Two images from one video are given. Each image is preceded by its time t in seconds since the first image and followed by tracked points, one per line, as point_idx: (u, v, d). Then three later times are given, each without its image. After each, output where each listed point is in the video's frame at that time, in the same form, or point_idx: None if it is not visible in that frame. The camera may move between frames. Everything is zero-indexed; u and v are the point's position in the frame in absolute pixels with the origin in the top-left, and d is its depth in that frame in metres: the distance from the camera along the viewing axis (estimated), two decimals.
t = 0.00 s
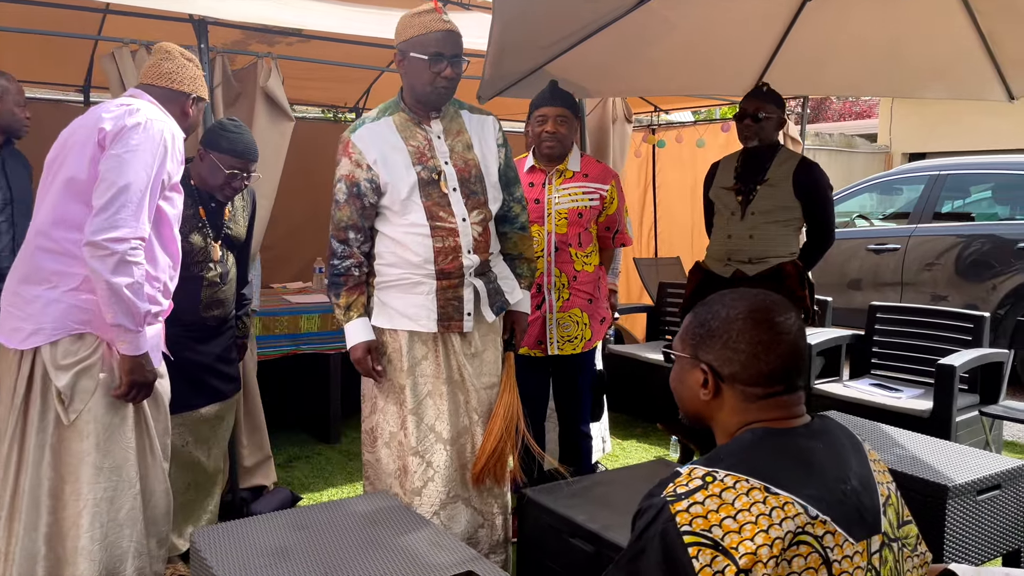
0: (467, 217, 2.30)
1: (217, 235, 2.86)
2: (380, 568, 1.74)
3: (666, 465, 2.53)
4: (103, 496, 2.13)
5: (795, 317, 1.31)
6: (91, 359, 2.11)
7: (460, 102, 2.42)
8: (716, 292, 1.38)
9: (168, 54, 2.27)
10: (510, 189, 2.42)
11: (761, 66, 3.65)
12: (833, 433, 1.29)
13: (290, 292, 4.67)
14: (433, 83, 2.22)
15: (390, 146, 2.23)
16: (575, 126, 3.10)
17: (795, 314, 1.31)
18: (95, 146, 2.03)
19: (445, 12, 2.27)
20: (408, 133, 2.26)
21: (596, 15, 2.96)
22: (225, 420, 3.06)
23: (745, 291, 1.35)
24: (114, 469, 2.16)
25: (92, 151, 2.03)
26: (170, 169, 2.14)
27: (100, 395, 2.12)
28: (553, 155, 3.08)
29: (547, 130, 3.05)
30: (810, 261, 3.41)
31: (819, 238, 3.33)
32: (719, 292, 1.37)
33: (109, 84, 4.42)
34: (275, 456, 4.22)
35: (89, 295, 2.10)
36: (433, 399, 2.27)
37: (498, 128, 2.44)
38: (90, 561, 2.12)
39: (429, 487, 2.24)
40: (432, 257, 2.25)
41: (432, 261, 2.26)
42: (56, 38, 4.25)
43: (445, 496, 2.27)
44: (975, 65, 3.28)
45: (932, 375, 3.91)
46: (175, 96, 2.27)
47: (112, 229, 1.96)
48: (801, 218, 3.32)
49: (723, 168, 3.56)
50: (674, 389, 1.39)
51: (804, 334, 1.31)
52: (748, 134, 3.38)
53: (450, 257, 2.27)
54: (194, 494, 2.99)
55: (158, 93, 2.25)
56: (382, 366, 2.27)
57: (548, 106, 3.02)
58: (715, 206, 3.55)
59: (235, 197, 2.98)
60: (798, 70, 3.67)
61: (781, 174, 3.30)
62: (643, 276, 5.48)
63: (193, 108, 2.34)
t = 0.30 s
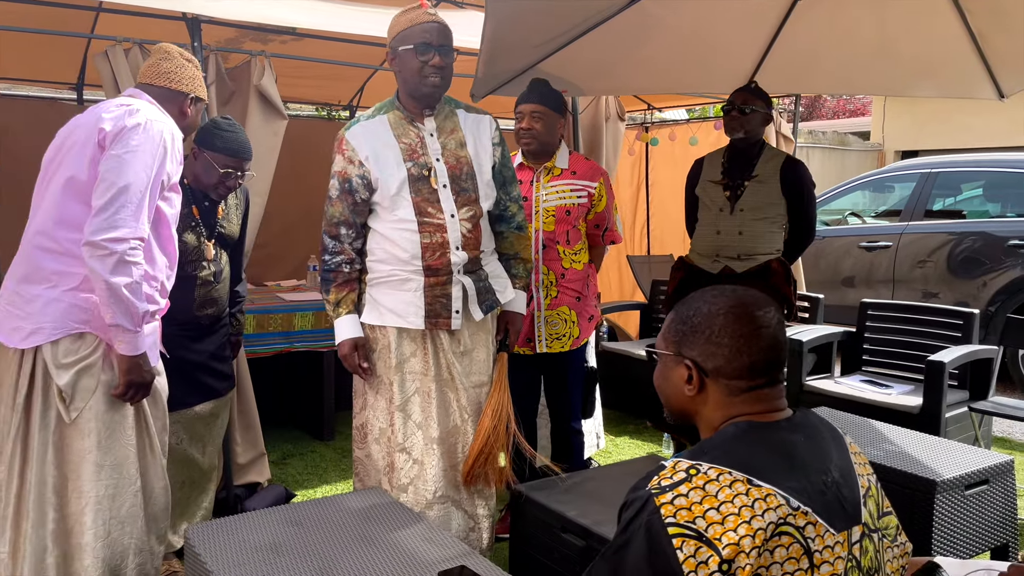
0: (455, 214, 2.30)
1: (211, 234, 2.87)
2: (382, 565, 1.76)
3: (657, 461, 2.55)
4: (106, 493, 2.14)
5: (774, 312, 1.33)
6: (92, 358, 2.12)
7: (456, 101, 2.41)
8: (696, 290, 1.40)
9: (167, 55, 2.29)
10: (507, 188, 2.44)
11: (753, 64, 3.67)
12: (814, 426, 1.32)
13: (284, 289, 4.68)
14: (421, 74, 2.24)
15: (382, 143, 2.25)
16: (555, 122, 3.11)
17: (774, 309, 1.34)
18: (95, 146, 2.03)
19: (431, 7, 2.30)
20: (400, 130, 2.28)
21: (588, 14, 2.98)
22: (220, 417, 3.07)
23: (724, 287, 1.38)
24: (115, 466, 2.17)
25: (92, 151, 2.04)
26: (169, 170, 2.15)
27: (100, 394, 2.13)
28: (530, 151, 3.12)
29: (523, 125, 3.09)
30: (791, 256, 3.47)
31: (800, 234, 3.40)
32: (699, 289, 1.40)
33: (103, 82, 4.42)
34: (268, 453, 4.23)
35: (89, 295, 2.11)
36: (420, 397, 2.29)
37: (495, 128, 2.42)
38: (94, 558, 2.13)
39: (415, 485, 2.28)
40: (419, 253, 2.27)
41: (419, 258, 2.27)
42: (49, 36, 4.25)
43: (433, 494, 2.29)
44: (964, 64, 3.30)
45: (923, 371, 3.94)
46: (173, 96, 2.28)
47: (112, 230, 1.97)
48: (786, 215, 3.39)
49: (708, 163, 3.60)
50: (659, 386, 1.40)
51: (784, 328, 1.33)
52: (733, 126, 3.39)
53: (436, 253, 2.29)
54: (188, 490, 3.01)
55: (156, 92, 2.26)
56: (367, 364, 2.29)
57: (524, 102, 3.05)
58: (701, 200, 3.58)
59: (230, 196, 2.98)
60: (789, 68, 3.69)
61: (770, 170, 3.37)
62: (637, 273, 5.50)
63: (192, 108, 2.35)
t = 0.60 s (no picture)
0: (443, 212, 2.31)
1: (205, 232, 2.87)
2: (376, 561, 1.77)
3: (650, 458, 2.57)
4: (103, 491, 2.15)
5: (760, 308, 1.36)
6: (87, 355, 2.12)
7: (452, 101, 2.42)
8: (682, 289, 1.42)
9: (163, 50, 2.28)
10: (503, 189, 2.44)
11: (746, 62, 3.69)
12: (802, 421, 1.33)
13: (279, 287, 4.68)
14: (410, 76, 2.25)
15: (374, 142, 2.27)
16: (536, 119, 3.11)
17: (759, 305, 1.37)
18: (86, 146, 2.03)
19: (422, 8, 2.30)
20: (393, 129, 2.29)
21: (581, 12, 2.99)
22: (215, 415, 3.07)
23: (711, 285, 1.40)
24: (111, 463, 2.18)
25: (82, 151, 2.04)
26: (160, 168, 2.16)
27: (94, 392, 2.13)
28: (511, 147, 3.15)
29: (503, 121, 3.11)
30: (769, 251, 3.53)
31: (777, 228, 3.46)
32: (685, 288, 1.42)
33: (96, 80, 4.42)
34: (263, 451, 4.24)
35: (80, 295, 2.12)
36: (407, 397, 2.30)
37: (490, 127, 2.42)
38: (97, 556, 2.14)
39: (405, 481, 2.29)
40: (406, 250, 2.28)
41: (407, 255, 2.29)
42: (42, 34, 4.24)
43: (422, 492, 2.31)
44: (955, 63, 3.32)
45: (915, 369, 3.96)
46: (167, 92, 2.28)
47: (101, 229, 1.98)
48: (765, 215, 3.44)
49: (687, 160, 3.60)
50: (648, 384, 1.41)
51: (770, 324, 1.35)
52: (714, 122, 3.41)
53: (423, 250, 2.29)
54: (183, 487, 3.02)
55: (151, 88, 2.27)
56: (358, 361, 2.31)
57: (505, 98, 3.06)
58: (683, 198, 3.58)
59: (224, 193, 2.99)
60: (781, 67, 3.71)
61: (750, 168, 3.41)
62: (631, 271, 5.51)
63: (187, 104, 2.35)
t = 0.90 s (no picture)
0: (439, 211, 2.31)
1: (202, 231, 2.88)
2: (370, 560, 1.77)
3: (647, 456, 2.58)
4: (97, 489, 2.15)
5: (757, 306, 1.37)
6: (81, 355, 2.12)
7: (449, 99, 2.42)
8: (680, 287, 1.43)
9: (163, 47, 2.29)
10: (500, 187, 2.45)
11: (742, 62, 3.69)
12: (799, 418, 1.34)
13: (276, 286, 4.68)
14: (404, 76, 2.26)
15: (370, 142, 2.27)
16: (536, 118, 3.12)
17: (756, 303, 1.37)
18: (77, 145, 2.03)
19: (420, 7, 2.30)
20: (390, 129, 2.30)
21: (578, 12, 3.00)
22: (212, 414, 3.08)
23: (708, 283, 1.41)
24: (105, 462, 2.18)
25: (74, 150, 2.04)
26: (153, 168, 2.15)
27: (88, 392, 2.13)
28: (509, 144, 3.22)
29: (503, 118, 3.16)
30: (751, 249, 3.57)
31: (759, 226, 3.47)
32: (683, 286, 1.43)
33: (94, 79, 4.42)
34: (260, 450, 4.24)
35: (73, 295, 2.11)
36: (405, 396, 2.30)
37: (487, 125, 2.42)
38: (89, 554, 2.14)
39: (403, 480, 2.29)
40: (402, 250, 2.28)
41: (403, 255, 2.29)
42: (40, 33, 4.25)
43: (420, 491, 2.31)
44: (951, 62, 3.33)
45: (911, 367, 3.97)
46: (166, 89, 2.28)
47: (92, 231, 1.97)
48: (748, 212, 3.46)
49: (670, 161, 3.61)
50: (646, 382, 1.42)
51: (767, 322, 1.36)
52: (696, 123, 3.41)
53: (420, 250, 2.30)
54: (182, 486, 3.02)
55: (150, 85, 2.27)
56: (355, 360, 2.32)
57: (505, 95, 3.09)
58: (667, 198, 3.59)
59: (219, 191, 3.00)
60: (778, 66, 3.71)
61: (732, 165, 3.41)
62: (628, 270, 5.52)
63: (185, 101, 2.35)
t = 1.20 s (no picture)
0: (439, 213, 2.31)
1: (201, 229, 2.88)
2: (367, 560, 1.76)
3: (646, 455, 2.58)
4: (91, 489, 2.15)
5: (758, 305, 1.37)
6: (76, 355, 2.12)
7: (447, 99, 2.43)
8: (681, 286, 1.43)
9: (165, 46, 2.29)
10: (497, 186, 2.46)
11: (741, 61, 3.70)
12: (800, 418, 1.34)
13: (275, 285, 4.68)
14: (401, 91, 2.24)
15: (367, 142, 2.26)
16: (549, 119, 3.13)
17: (757, 302, 1.37)
18: (73, 145, 2.03)
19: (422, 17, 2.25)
20: (387, 129, 2.29)
21: (577, 11, 3.00)
22: (210, 412, 3.08)
23: (709, 282, 1.41)
24: (100, 462, 2.18)
25: (70, 150, 2.03)
26: (150, 168, 2.14)
27: (83, 393, 2.13)
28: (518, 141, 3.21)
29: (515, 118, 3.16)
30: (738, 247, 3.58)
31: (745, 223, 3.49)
32: (684, 285, 1.43)
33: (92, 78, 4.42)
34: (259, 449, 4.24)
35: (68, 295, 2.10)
36: (404, 395, 2.30)
37: (483, 124, 2.44)
38: (83, 554, 2.15)
39: (402, 480, 2.28)
40: (401, 252, 2.28)
41: (403, 256, 2.29)
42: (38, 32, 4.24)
43: (419, 491, 2.31)
44: (949, 62, 3.34)
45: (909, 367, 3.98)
46: (168, 88, 2.28)
47: (86, 231, 1.97)
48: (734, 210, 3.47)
49: (656, 161, 3.60)
50: (647, 380, 1.42)
51: (768, 321, 1.36)
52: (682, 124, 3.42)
53: (420, 252, 2.30)
54: (181, 485, 3.01)
55: (150, 83, 2.27)
56: (355, 361, 2.32)
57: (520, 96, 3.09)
58: (654, 199, 3.58)
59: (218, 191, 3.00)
60: (776, 66, 3.72)
61: (719, 165, 3.44)
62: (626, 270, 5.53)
63: (187, 101, 2.34)
